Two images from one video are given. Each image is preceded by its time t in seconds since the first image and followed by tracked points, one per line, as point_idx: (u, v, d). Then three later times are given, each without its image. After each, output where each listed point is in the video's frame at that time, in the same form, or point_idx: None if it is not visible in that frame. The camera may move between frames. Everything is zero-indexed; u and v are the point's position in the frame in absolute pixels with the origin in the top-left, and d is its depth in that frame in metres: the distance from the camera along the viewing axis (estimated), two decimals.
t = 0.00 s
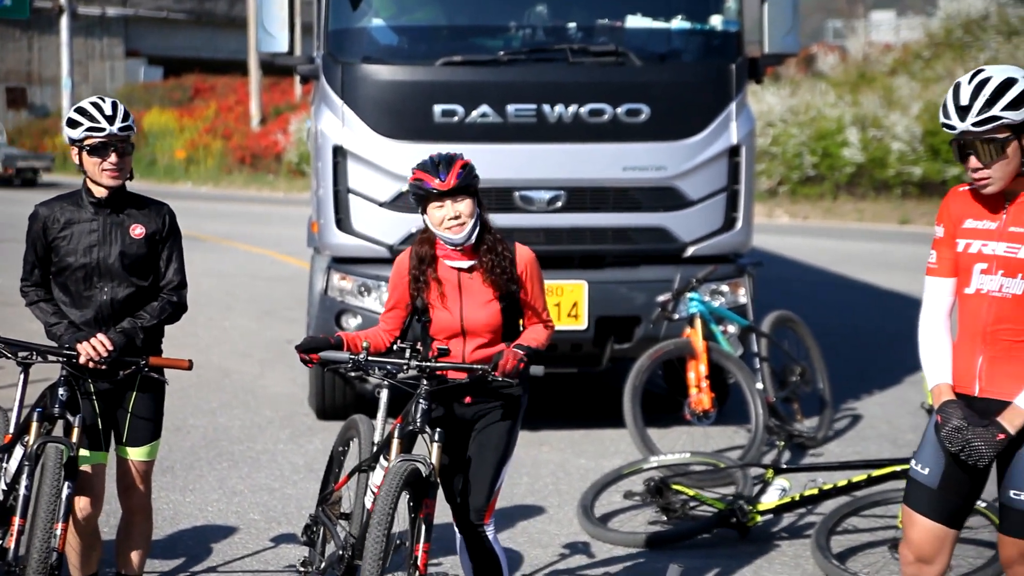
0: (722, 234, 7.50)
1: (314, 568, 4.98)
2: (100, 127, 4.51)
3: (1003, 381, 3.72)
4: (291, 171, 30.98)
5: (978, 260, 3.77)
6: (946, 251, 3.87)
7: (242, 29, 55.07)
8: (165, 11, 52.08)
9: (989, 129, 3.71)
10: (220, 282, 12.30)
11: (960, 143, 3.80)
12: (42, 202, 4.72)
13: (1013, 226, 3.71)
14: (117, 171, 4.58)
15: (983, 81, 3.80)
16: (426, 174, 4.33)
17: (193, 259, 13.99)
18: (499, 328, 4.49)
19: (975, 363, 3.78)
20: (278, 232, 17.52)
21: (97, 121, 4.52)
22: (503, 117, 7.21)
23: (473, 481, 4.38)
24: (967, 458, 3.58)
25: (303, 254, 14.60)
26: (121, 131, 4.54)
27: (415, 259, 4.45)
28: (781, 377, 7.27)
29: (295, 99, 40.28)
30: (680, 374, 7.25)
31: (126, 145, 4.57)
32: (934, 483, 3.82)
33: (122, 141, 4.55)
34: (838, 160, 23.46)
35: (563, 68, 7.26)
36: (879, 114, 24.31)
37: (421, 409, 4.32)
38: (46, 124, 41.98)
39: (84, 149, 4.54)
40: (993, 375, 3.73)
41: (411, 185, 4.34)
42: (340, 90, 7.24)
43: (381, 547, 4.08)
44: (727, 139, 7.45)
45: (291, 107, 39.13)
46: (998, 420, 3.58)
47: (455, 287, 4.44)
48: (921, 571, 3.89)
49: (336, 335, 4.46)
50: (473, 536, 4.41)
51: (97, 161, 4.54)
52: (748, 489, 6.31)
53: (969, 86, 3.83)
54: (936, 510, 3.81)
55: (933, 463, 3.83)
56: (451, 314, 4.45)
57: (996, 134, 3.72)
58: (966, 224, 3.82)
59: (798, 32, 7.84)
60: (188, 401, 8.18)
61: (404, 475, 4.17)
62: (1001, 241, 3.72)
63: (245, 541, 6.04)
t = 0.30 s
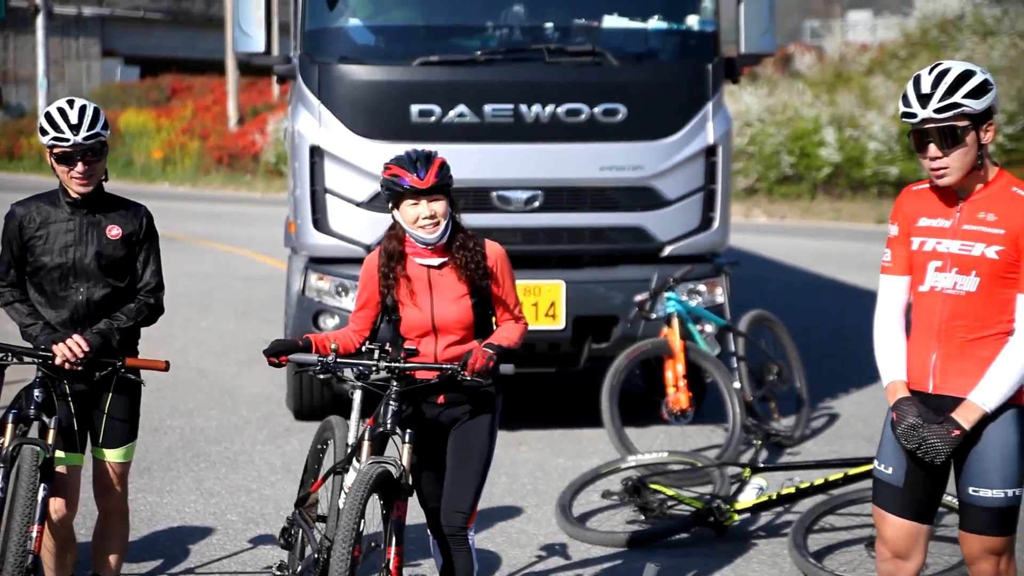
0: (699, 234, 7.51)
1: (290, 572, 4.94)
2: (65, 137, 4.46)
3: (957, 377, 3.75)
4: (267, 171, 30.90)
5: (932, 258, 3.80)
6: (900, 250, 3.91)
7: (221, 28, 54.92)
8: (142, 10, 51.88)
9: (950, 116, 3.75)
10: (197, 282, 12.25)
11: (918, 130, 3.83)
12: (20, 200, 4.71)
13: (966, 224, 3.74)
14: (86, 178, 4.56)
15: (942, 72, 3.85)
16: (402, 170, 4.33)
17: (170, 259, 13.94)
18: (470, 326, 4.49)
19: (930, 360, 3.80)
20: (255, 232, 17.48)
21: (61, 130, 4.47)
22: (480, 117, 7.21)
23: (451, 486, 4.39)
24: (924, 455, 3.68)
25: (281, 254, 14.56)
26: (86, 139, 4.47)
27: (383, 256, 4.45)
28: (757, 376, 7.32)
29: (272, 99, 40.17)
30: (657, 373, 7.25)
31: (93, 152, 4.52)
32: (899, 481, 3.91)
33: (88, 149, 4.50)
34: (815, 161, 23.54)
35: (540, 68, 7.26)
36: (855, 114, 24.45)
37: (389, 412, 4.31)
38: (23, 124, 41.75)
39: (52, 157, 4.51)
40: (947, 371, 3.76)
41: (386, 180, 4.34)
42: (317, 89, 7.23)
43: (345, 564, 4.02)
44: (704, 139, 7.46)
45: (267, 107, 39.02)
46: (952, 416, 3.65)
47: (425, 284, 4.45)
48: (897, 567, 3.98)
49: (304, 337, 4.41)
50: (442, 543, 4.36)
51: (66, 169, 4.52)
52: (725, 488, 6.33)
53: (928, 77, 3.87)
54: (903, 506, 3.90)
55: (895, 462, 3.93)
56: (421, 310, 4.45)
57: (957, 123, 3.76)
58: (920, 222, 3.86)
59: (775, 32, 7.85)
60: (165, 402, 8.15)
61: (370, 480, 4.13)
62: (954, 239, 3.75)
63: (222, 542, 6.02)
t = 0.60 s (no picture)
0: (668, 230, 7.53)
1: None
2: (7, 157, 4.37)
3: (899, 370, 3.80)
4: (236, 168, 30.81)
5: (875, 251, 3.84)
6: (843, 243, 3.96)
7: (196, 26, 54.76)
8: (111, 7, 51.60)
9: (895, 107, 3.79)
10: (164, 279, 12.22)
11: (864, 121, 3.86)
12: None
13: (907, 218, 3.78)
14: (35, 189, 4.51)
15: (888, 65, 3.89)
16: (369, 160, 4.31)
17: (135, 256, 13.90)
18: (430, 322, 4.47)
19: (873, 353, 3.85)
20: (221, 229, 17.43)
21: (4, 148, 4.38)
22: (449, 114, 7.20)
23: (416, 490, 4.41)
24: (869, 447, 3.71)
25: (250, 252, 14.51)
26: (28, 159, 4.38)
27: (340, 251, 4.44)
28: (725, 372, 7.35)
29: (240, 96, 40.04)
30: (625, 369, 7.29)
31: (37, 168, 4.43)
32: (850, 473, 3.94)
33: (32, 166, 4.41)
34: (783, 158, 23.65)
35: (509, 64, 7.26)
36: (823, 112, 24.59)
37: (354, 410, 4.29)
38: None
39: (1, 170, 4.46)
40: (890, 364, 3.81)
41: (352, 169, 4.30)
42: (285, 86, 7.22)
43: (303, 558, 3.98)
44: (672, 135, 7.47)
45: (237, 104, 38.89)
46: (895, 408, 3.69)
47: (382, 278, 4.44)
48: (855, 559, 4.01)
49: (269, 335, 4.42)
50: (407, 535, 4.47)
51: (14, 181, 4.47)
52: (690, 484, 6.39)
53: (875, 69, 3.91)
54: (855, 497, 3.93)
55: (845, 453, 3.96)
56: (377, 307, 4.44)
57: (903, 115, 3.80)
58: (862, 215, 3.91)
59: (743, 29, 7.87)
60: (131, 399, 8.12)
61: (331, 478, 4.10)
62: (896, 233, 3.80)
63: (187, 539, 6.00)
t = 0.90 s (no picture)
0: (619, 232, 7.55)
1: None
2: None
3: (829, 371, 4.00)
4: (188, 168, 30.60)
5: (794, 260, 4.06)
6: (759, 250, 4.16)
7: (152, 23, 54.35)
8: (60, 4, 51.07)
9: (810, 149, 3.88)
10: (116, 282, 12.13)
11: (779, 164, 3.93)
12: None
13: (823, 226, 4.00)
14: None
15: (792, 105, 3.97)
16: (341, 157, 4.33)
17: (84, 258, 13.79)
18: (380, 324, 4.46)
19: (804, 356, 4.05)
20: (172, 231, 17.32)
21: None
22: (400, 115, 7.18)
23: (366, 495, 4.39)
24: (807, 451, 3.86)
25: (200, 253, 14.43)
26: None
27: (292, 247, 4.43)
28: (675, 374, 7.40)
29: (192, 96, 39.73)
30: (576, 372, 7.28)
31: None
32: (788, 468, 4.03)
33: None
34: (734, 160, 23.81)
35: (460, 66, 7.25)
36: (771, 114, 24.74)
37: (296, 417, 4.29)
38: None
39: None
40: (821, 365, 4.01)
41: (324, 163, 4.30)
42: (235, 87, 7.17)
43: (244, 568, 3.95)
44: (623, 137, 7.49)
45: (189, 104, 38.60)
46: (828, 412, 3.84)
47: (334, 277, 4.42)
48: (795, 553, 4.11)
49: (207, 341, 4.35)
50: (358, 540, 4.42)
51: None
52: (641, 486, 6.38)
53: (780, 111, 3.98)
54: (793, 493, 4.02)
55: (780, 450, 4.05)
56: (327, 305, 4.41)
57: (817, 153, 3.89)
58: (777, 224, 4.12)
59: (693, 31, 7.88)
60: (80, 403, 8.06)
61: (271, 490, 4.01)
62: (812, 241, 4.01)
63: (136, 544, 5.96)
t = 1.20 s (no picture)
0: (564, 239, 7.59)
1: None
2: None
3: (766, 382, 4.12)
4: (132, 176, 30.34)
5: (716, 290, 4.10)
6: (676, 278, 4.17)
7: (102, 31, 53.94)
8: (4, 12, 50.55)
9: (718, 210, 3.83)
10: (58, 290, 12.02)
11: (689, 225, 3.90)
12: None
13: (739, 258, 4.03)
14: None
15: (695, 170, 3.85)
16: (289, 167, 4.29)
17: (24, 266, 13.65)
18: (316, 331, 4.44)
19: (740, 370, 4.15)
20: (115, 238, 17.18)
21: None
22: (344, 122, 7.17)
23: (306, 500, 4.36)
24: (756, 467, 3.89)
25: (144, 260, 14.34)
26: None
27: (233, 251, 4.38)
28: (621, 380, 7.44)
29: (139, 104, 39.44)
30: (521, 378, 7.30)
31: None
32: (728, 468, 4.06)
33: None
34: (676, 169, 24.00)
35: (404, 73, 7.27)
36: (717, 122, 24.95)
37: (239, 428, 4.24)
38: None
39: None
40: (757, 377, 4.11)
41: (272, 173, 4.24)
42: (178, 94, 7.12)
43: None
44: (568, 145, 7.52)
45: (132, 112, 38.25)
46: (770, 427, 3.90)
47: (273, 284, 4.41)
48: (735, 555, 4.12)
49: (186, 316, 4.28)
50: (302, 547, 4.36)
51: None
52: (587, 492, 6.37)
53: (684, 177, 3.86)
54: (732, 492, 4.05)
55: (720, 451, 4.09)
56: (266, 311, 4.40)
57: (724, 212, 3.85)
58: (691, 257, 4.13)
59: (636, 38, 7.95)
60: (21, 412, 7.97)
61: (215, 501, 3.94)
62: (732, 273, 4.05)
63: (76, 553, 5.89)
